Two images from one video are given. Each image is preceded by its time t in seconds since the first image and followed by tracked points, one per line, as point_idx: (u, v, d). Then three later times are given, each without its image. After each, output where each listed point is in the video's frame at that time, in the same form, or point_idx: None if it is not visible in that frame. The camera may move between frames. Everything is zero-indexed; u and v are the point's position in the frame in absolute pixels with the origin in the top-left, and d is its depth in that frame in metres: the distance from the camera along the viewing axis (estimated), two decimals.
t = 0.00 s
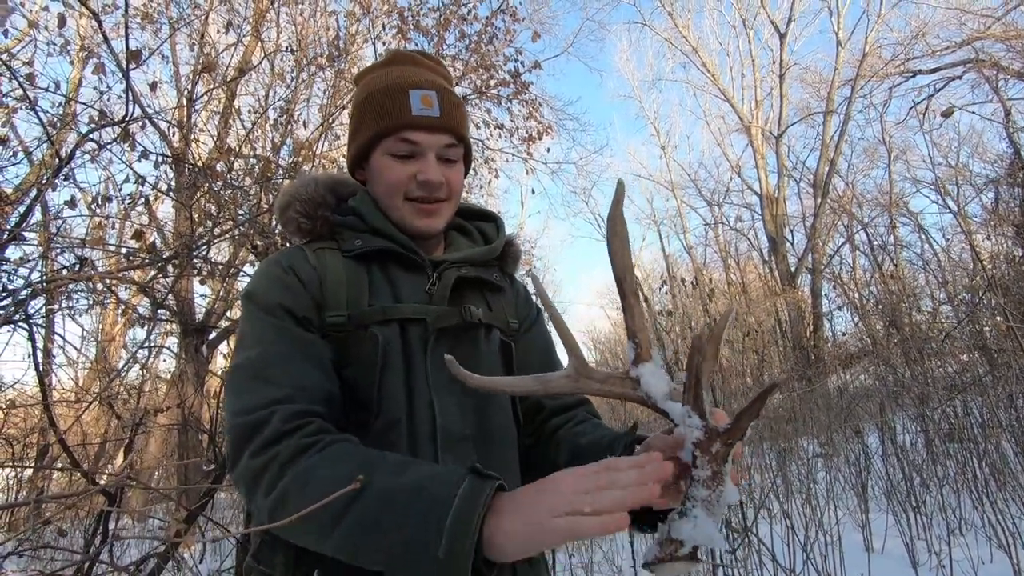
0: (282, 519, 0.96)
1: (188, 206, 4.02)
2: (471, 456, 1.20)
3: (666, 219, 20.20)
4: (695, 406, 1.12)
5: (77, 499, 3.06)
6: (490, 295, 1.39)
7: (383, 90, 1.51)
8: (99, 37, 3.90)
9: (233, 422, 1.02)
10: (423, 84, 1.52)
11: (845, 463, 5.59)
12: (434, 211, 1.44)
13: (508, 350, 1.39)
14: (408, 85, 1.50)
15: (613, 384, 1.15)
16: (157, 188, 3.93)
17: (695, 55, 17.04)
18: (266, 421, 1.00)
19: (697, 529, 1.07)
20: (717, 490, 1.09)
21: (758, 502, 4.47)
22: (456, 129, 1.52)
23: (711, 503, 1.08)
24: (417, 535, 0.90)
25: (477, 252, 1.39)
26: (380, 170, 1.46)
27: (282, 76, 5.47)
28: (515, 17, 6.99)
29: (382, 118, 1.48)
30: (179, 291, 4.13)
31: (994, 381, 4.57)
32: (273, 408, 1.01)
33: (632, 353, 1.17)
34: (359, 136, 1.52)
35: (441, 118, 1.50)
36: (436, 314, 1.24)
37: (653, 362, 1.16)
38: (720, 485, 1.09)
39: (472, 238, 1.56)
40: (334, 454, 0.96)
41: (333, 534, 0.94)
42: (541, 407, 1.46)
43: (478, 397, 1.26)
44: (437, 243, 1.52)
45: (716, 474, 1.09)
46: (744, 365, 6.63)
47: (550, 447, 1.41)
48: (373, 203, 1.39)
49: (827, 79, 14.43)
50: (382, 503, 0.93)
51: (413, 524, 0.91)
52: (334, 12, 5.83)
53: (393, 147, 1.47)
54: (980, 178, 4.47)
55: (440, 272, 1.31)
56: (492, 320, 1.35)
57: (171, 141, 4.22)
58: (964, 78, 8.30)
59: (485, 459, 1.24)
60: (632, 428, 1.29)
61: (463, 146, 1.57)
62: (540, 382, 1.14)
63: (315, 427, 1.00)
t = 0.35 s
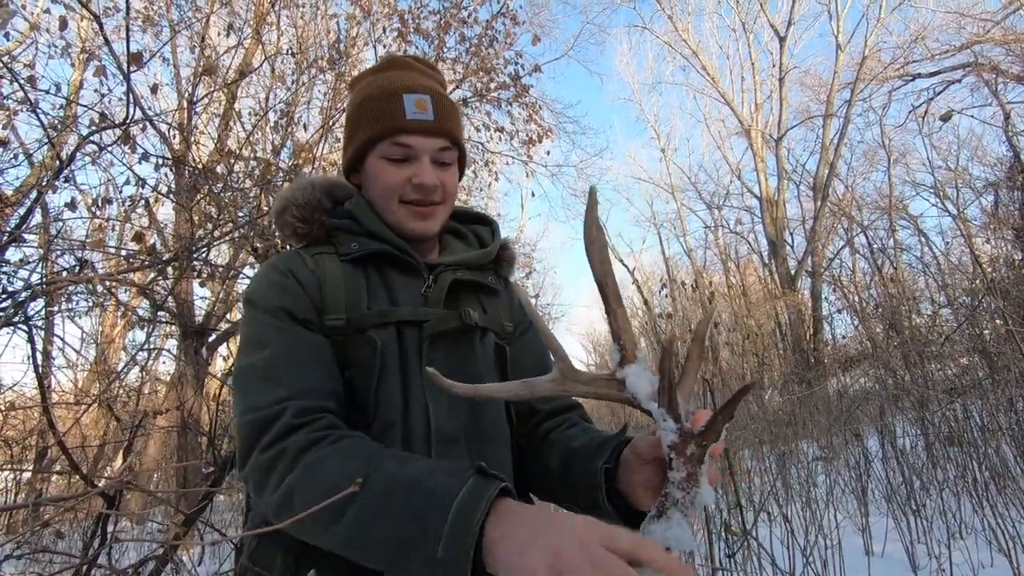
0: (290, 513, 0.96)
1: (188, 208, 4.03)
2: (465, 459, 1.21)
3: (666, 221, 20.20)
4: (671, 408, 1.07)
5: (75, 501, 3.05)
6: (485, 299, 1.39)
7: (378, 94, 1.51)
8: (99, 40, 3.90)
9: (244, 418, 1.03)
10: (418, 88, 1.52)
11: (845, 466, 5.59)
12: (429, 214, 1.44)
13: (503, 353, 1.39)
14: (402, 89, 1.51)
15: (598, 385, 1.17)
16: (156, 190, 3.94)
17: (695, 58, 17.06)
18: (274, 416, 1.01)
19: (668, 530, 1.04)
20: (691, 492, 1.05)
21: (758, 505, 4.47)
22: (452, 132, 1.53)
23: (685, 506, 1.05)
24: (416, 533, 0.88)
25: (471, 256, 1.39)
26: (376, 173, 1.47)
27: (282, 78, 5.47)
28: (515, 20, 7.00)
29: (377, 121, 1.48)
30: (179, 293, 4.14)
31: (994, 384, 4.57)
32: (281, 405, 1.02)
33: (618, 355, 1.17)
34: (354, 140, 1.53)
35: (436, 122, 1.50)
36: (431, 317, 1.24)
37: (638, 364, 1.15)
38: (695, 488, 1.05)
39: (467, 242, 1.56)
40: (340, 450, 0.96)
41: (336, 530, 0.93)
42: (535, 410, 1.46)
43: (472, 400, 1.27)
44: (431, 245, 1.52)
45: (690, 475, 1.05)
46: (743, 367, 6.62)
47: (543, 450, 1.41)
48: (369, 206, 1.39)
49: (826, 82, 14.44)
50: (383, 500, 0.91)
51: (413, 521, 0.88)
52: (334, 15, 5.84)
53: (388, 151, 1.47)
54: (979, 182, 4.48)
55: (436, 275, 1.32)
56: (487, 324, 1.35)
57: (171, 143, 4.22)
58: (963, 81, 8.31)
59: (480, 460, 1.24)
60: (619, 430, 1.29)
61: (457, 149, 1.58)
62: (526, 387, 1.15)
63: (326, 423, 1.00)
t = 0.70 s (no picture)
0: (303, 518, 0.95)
1: (186, 209, 4.02)
2: (462, 459, 1.21)
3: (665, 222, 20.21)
4: (632, 419, 1.09)
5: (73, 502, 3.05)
6: (478, 299, 1.39)
7: (373, 94, 1.51)
8: (97, 41, 3.90)
9: (253, 419, 1.02)
10: (412, 87, 1.52)
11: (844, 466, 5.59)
12: (423, 213, 1.44)
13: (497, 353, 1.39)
14: (396, 89, 1.50)
15: (573, 405, 1.13)
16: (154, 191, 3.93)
17: (693, 59, 17.08)
18: (285, 419, 1.00)
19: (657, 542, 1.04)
20: (666, 500, 1.07)
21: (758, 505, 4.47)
22: (446, 131, 1.53)
23: (661, 515, 1.07)
24: (437, 550, 0.89)
25: (464, 257, 1.40)
26: (371, 173, 1.46)
27: (280, 79, 5.47)
28: (513, 21, 7.00)
29: (373, 120, 1.48)
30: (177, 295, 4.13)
31: (992, 384, 4.57)
32: (292, 408, 1.01)
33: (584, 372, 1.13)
34: (348, 140, 1.52)
35: (431, 121, 1.50)
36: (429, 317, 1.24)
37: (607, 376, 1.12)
38: (670, 494, 1.07)
39: (459, 242, 1.56)
40: (359, 460, 0.96)
41: (352, 539, 0.93)
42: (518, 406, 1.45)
43: (467, 400, 1.27)
44: (425, 245, 1.51)
45: (663, 483, 1.07)
46: (741, 368, 6.62)
47: (523, 446, 1.40)
48: (364, 207, 1.39)
49: (824, 82, 14.46)
50: (405, 513, 0.91)
51: (437, 538, 0.89)
52: (332, 16, 5.84)
53: (383, 150, 1.47)
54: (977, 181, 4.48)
55: (431, 275, 1.32)
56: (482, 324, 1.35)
57: (168, 145, 4.21)
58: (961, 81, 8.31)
59: (478, 460, 1.24)
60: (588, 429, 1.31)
61: (452, 149, 1.58)
62: (505, 418, 1.10)
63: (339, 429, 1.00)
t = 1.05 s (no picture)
0: (295, 514, 0.94)
1: (182, 209, 4.01)
2: (461, 455, 1.21)
3: (662, 219, 20.20)
4: (678, 436, 1.05)
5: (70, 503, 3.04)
6: (475, 295, 1.40)
7: (370, 86, 1.50)
8: (91, 41, 3.88)
9: (243, 415, 1.01)
10: (409, 79, 1.52)
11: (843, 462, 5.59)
12: (420, 206, 1.44)
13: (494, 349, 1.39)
14: (393, 80, 1.50)
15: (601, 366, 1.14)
16: (150, 191, 3.92)
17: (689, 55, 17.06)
18: (275, 415, 0.99)
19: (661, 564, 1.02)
20: (678, 522, 1.03)
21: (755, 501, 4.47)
22: (442, 123, 1.53)
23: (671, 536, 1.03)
24: (426, 539, 0.87)
25: (462, 253, 1.40)
26: (368, 164, 1.46)
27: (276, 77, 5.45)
28: (509, 19, 6.98)
29: (370, 112, 1.47)
30: (173, 294, 4.12)
31: (989, 378, 4.58)
32: (281, 405, 1.00)
33: (629, 344, 1.14)
34: (344, 132, 1.51)
35: (428, 112, 1.50)
36: (427, 314, 1.24)
37: (646, 357, 1.13)
38: (682, 518, 1.03)
39: (453, 237, 1.57)
40: (348, 453, 0.95)
41: (343, 533, 0.91)
42: (523, 404, 1.46)
43: (467, 397, 1.27)
44: (419, 240, 1.52)
45: (681, 503, 1.03)
46: (739, 364, 6.62)
47: (530, 438, 1.41)
48: (360, 201, 1.39)
49: (820, 78, 14.45)
50: (394, 503, 0.90)
51: (428, 525, 0.87)
52: (328, 14, 5.82)
53: (381, 142, 1.46)
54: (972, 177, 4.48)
55: (428, 271, 1.32)
56: (480, 320, 1.35)
57: (164, 144, 4.20)
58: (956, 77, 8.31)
59: (477, 455, 1.24)
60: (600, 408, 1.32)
61: (448, 141, 1.57)
62: (530, 360, 1.14)
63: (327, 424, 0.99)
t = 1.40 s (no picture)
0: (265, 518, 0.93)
1: (178, 210, 4.00)
2: (456, 456, 1.20)
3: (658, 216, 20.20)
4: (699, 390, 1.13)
5: (69, 505, 3.04)
6: (474, 297, 1.40)
7: (376, 88, 1.50)
8: (85, 41, 3.87)
9: (220, 420, 1.00)
10: (414, 82, 1.52)
11: (841, 457, 5.60)
12: (425, 206, 1.43)
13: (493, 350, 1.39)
14: (399, 83, 1.50)
15: (593, 366, 1.19)
16: (146, 192, 3.91)
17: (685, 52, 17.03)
18: (251, 419, 0.99)
19: (717, 524, 1.04)
20: (725, 476, 1.08)
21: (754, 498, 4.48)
22: (447, 125, 1.53)
23: (722, 491, 1.07)
24: (391, 538, 0.86)
25: (461, 254, 1.40)
26: (372, 164, 1.46)
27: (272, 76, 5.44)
28: (505, 16, 6.97)
29: (375, 113, 1.47)
30: (171, 295, 4.11)
31: (986, 373, 4.58)
32: (258, 408, 0.99)
33: (612, 335, 1.19)
34: (349, 134, 1.51)
35: (433, 114, 1.50)
36: (421, 315, 1.24)
37: (633, 343, 1.19)
38: (727, 471, 1.08)
39: (453, 240, 1.57)
40: (317, 456, 0.94)
41: (312, 535, 0.90)
42: (523, 404, 1.47)
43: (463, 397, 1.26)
44: (420, 241, 1.52)
45: (723, 457, 1.08)
46: (736, 361, 6.63)
47: (534, 442, 1.41)
48: (360, 203, 1.39)
49: (816, 74, 14.45)
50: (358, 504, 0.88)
51: (391, 524, 0.86)
52: (323, 13, 5.80)
53: (387, 142, 1.46)
54: (968, 172, 4.48)
55: (425, 273, 1.32)
56: (478, 322, 1.35)
57: (160, 144, 4.19)
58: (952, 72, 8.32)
59: (471, 456, 1.23)
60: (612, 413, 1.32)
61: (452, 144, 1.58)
62: (526, 373, 1.16)
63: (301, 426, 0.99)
